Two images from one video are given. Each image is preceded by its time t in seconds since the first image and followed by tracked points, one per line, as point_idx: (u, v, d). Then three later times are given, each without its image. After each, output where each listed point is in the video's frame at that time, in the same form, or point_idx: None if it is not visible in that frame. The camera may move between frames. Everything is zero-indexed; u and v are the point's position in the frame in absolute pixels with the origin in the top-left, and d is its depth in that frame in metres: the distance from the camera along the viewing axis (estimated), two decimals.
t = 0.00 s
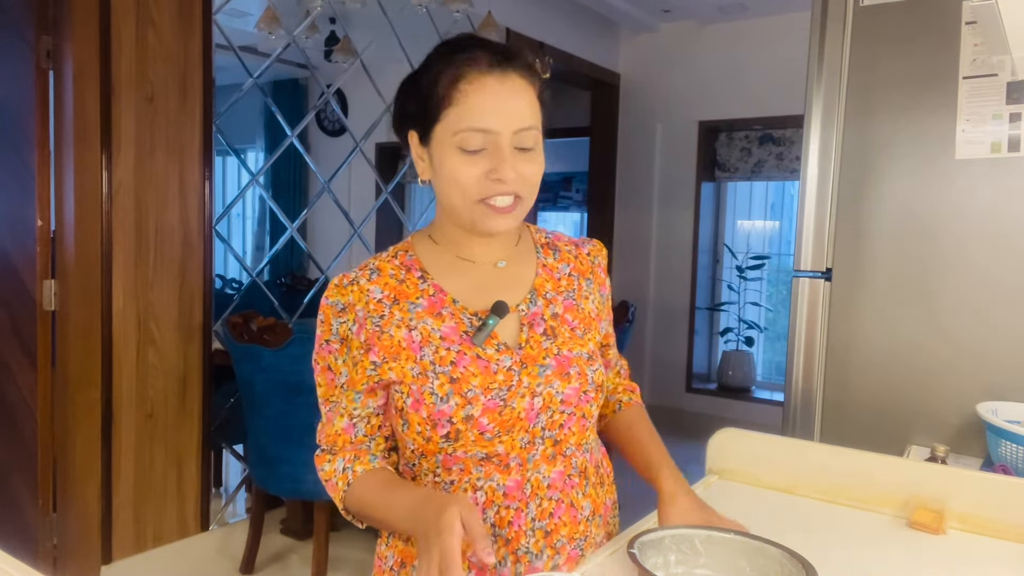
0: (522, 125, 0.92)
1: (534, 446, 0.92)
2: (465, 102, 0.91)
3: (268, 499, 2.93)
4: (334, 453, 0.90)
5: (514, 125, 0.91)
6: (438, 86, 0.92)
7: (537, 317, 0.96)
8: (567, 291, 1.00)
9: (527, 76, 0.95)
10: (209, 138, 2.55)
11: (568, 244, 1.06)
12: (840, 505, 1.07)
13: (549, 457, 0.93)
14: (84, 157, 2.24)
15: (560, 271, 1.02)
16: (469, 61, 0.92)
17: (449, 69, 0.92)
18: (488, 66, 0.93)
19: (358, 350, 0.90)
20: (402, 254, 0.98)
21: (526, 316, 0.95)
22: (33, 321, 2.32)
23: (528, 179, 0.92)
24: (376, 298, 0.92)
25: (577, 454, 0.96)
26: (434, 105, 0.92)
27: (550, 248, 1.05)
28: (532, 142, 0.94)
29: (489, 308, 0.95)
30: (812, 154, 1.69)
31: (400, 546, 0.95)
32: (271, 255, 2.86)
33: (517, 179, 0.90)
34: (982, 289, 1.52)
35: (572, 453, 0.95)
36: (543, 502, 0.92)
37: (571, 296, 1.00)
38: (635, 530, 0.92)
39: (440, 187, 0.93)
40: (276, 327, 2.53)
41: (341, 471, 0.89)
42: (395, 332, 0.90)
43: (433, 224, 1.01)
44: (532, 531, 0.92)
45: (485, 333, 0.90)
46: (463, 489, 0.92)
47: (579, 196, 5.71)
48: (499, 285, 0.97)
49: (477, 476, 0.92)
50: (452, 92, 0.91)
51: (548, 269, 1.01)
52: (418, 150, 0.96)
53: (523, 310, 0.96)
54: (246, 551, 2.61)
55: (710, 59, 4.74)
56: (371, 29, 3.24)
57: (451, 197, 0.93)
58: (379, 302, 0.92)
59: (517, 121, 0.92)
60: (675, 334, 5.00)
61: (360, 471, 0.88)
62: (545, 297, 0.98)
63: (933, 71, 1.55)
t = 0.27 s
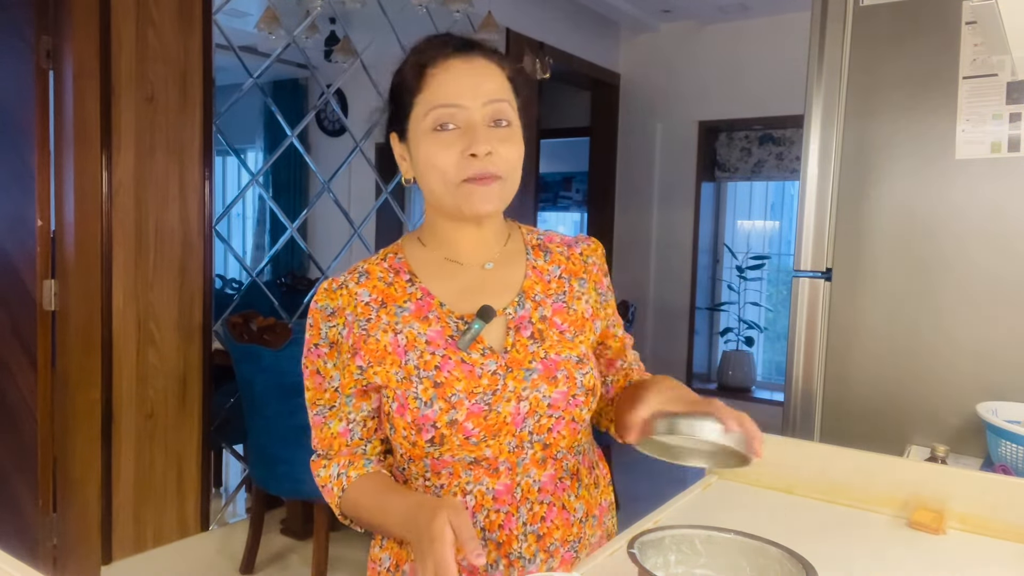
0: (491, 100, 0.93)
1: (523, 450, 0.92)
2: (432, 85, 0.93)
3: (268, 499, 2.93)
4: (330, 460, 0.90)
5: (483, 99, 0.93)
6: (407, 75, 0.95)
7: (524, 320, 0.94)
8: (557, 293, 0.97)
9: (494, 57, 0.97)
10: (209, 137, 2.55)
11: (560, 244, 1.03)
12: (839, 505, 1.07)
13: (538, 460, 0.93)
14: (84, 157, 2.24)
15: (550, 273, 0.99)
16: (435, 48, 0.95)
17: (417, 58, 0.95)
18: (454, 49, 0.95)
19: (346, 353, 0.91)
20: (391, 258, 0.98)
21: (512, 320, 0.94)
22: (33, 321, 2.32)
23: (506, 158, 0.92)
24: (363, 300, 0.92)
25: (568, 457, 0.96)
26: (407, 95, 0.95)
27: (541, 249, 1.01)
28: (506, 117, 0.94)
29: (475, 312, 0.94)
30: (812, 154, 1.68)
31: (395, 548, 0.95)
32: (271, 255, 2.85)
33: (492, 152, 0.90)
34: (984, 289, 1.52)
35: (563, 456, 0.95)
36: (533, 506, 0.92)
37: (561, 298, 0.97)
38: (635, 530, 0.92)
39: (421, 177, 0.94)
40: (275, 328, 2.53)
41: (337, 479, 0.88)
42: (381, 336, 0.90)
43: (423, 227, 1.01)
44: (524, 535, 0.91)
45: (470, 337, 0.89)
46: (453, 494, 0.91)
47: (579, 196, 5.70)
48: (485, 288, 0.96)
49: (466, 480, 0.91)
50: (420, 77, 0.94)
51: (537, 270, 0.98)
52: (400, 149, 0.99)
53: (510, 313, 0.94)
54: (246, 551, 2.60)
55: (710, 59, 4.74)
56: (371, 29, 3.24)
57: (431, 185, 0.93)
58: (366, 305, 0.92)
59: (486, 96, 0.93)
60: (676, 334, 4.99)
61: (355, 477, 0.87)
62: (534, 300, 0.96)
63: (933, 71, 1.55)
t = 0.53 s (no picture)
0: (475, 108, 0.89)
1: (518, 458, 0.89)
2: (414, 95, 0.89)
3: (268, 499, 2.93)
4: (347, 471, 0.90)
5: (467, 108, 0.89)
6: (388, 85, 0.92)
7: (514, 327, 0.89)
8: (549, 298, 0.91)
9: (475, 61, 0.93)
10: (209, 137, 2.56)
11: (556, 248, 0.95)
12: (839, 505, 1.07)
13: (536, 467, 0.89)
14: (84, 158, 2.24)
15: (542, 277, 0.92)
16: (414, 56, 0.91)
17: (397, 67, 0.92)
18: (434, 57, 0.91)
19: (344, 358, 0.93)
20: (386, 263, 0.97)
21: (502, 327, 0.89)
22: (33, 321, 2.32)
23: (493, 166, 0.88)
24: (357, 307, 0.93)
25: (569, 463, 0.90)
26: (390, 105, 0.92)
27: (537, 254, 0.94)
28: (492, 124, 0.90)
29: (464, 319, 0.91)
30: (812, 154, 1.69)
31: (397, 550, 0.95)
32: (272, 255, 2.85)
33: (477, 162, 0.87)
34: (983, 289, 1.52)
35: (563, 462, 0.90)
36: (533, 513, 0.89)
37: (553, 303, 0.91)
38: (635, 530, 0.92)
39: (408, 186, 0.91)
40: (275, 328, 2.61)
41: (352, 492, 0.87)
42: (373, 343, 0.90)
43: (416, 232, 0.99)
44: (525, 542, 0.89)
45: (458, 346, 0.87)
46: (452, 501, 0.90)
47: (579, 196, 5.70)
48: (477, 296, 0.92)
49: (464, 488, 0.89)
50: (402, 87, 0.91)
51: (530, 276, 0.92)
52: (387, 157, 0.97)
53: (500, 321, 0.89)
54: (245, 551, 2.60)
55: (710, 59, 4.74)
56: (370, 29, 3.24)
57: (418, 195, 0.90)
58: (359, 312, 0.93)
59: (469, 104, 0.89)
60: (676, 334, 5.00)
61: (369, 491, 0.85)
62: (524, 306, 0.90)
63: (933, 71, 1.55)
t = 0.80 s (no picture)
0: (470, 109, 0.89)
1: (525, 462, 0.90)
2: (408, 100, 0.89)
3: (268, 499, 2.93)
4: (354, 479, 0.90)
5: (463, 108, 0.89)
6: (379, 91, 0.91)
7: (516, 333, 0.89)
8: (551, 300, 0.91)
9: (466, 63, 0.93)
10: (209, 137, 2.55)
11: (555, 245, 0.94)
12: (839, 505, 1.08)
13: (543, 470, 0.90)
14: (84, 157, 2.24)
15: (543, 278, 0.92)
16: (402, 61, 0.91)
17: (386, 73, 0.91)
18: (423, 60, 0.90)
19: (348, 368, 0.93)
20: (386, 271, 0.96)
21: (504, 334, 0.89)
22: (33, 321, 2.32)
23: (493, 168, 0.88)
24: (359, 317, 0.92)
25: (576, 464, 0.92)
26: (381, 111, 0.91)
27: (537, 254, 0.94)
28: (486, 125, 0.90)
29: (468, 327, 0.90)
30: (812, 154, 1.69)
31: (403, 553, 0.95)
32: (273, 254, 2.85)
33: (479, 163, 0.87)
34: (984, 292, 1.52)
35: (569, 464, 0.91)
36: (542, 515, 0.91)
37: (555, 305, 0.91)
38: (636, 530, 0.92)
39: (407, 193, 0.90)
40: (275, 328, 2.61)
41: (360, 500, 0.88)
42: (376, 353, 0.90)
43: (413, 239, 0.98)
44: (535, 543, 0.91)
45: (461, 357, 0.87)
46: (461, 506, 0.91)
47: (579, 196, 5.70)
48: (478, 302, 0.92)
49: (472, 493, 0.91)
50: (394, 93, 0.90)
51: (530, 278, 0.92)
52: (378, 166, 0.95)
53: (502, 328, 0.89)
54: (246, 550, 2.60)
55: (710, 59, 4.74)
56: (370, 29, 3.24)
57: (419, 202, 0.89)
58: (362, 322, 0.92)
59: (464, 105, 0.89)
60: (676, 334, 4.99)
61: (378, 497, 0.87)
62: (526, 309, 0.90)
63: (933, 71, 1.55)
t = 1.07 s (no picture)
0: (475, 114, 0.89)
1: (532, 464, 0.90)
2: (414, 102, 0.89)
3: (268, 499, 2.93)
4: (351, 482, 0.90)
5: (467, 112, 0.89)
6: (385, 92, 0.91)
7: (519, 335, 0.89)
8: (552, 301, 0.91)
9: (472, 67, 0.93)
10: (209, 138, 2.55)
11: (554, 244, 0.96)
12: (839, 505, 1.07)
13: (549, 472, 0.91)
14: (83, 157, 2.24)
15: (543, 278, 0.93)
16: (410, 63, 0.90)
17: (393, 74, 0.90)
18: (431, 63, 0.90)
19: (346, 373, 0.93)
20: (385, 274, 0.96)
21: (507, 336, 0.89)
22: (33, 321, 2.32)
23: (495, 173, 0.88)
24: (358, 322, 0.92)
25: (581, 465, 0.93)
26: (386, 112, 0.91)
27: (536, 254, 0.95)
28: (490, 130, 0.90)
29: (470, 330, 0.90)
30: (812, 154, 1.69)
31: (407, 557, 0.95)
32: (273, 254, 2.85)
33: (482, 170, 0.86)
34: (986, 292, 1.52)
35: (575, 465, 0.92)
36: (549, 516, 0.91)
37: (556, 305, 0.91)
38: (636, 530, 0.92)
39: (408, 197, 0.90)
40: (275, 327, 2.64)
41: (356, 502, 0.88)
42: (377, 359, 0.89)
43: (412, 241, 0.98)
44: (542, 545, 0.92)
45: (464, 360, 0.86)
46: (467, 509, 0.91)
47: (579, 196, 5.69)
48: (478, 304, 0.92)
49: (478, 496, 0.91)
50: (400, 94, 0.90)
51: (530, 278, 0.93)
52: (378, 165, 0.95)
53: (504, 330, 0.89)
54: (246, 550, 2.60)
55: (710, 59, 4.74)
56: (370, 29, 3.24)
57: (420, 205, 0.89)
58: (361, 327, 0.91)
59: (470, 110, 0.89)
60: (676, 334, 4.99)
61: (374, 500, 0.86)
62: (527, 311, 0.90)
63: (933, 71, 1.55)
